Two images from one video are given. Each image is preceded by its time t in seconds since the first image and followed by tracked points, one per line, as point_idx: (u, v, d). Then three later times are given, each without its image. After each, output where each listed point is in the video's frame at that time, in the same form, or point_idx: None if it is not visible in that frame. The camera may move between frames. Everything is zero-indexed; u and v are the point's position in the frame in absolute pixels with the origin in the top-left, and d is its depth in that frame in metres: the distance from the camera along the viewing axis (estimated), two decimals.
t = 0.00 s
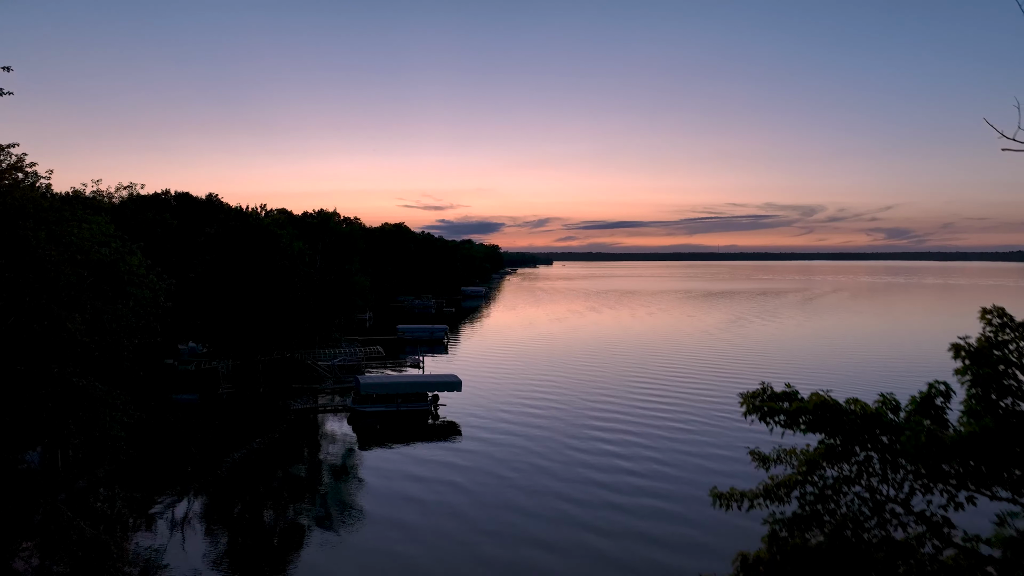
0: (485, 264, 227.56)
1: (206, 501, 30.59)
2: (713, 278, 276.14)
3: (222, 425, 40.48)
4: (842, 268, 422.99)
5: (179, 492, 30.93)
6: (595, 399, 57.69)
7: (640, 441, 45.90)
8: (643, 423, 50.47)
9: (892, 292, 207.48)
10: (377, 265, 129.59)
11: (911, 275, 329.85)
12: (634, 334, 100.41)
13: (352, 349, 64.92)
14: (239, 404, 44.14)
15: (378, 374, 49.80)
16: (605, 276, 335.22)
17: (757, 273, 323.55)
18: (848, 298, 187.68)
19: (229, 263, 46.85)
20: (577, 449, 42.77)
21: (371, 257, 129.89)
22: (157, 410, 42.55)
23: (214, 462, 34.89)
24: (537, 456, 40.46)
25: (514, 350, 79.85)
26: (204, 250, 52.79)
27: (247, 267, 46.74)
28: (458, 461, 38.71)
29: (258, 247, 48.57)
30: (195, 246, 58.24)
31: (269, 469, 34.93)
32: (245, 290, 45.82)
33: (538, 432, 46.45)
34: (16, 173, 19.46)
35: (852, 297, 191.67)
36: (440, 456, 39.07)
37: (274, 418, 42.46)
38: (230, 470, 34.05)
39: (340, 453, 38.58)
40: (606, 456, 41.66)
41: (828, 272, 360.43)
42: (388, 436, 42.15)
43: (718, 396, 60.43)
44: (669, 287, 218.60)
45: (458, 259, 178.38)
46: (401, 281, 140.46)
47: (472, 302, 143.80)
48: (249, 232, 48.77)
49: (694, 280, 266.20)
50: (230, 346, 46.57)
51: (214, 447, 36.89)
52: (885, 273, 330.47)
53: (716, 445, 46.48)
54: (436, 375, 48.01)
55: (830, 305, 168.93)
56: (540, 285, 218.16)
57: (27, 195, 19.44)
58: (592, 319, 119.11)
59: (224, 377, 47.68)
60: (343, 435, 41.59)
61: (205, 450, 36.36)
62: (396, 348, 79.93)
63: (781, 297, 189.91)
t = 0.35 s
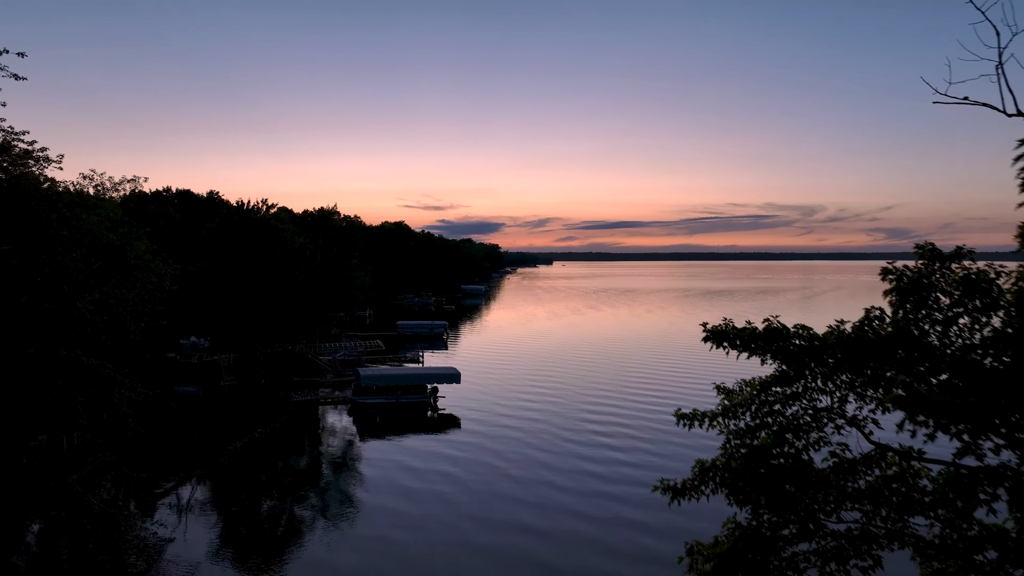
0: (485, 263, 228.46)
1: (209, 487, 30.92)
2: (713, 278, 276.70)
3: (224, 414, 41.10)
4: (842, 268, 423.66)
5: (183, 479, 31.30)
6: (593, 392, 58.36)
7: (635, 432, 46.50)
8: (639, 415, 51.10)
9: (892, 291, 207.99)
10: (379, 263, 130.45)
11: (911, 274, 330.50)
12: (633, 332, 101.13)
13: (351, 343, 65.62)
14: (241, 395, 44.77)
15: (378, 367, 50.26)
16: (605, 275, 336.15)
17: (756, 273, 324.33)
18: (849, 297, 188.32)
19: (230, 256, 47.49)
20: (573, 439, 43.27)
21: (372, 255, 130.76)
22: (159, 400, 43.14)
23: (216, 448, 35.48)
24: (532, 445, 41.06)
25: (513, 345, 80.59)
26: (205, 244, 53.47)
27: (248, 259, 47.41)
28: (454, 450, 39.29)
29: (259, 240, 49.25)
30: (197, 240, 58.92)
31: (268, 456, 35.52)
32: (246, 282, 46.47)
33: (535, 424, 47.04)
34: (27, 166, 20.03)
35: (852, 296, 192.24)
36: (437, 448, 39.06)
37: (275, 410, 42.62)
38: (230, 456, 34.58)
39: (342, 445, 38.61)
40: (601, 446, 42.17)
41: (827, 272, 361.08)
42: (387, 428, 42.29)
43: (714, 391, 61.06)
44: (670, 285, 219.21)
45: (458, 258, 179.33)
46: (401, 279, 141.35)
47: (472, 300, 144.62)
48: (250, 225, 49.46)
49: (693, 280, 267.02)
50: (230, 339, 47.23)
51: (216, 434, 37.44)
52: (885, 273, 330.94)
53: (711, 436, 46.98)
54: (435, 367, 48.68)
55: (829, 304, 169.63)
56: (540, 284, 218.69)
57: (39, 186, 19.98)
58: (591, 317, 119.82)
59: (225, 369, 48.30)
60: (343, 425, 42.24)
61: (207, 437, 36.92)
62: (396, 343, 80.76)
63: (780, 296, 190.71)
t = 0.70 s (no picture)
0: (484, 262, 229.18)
1: (214, 480, 31.00)
2: (712, 278, 277.63)
3: (226, 408, 41.68)
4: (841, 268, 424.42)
5: (187, 470, 31.75)
6: (591, 387, 59.05)
7: (631, 425, 47.18)
8: (635, 410, 51.79)
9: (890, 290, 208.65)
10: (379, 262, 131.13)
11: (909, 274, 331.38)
12: (631, 330, 101.83)
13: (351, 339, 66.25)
14: (243, 391, 45.36)
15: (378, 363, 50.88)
16: (604, 274, 336.87)
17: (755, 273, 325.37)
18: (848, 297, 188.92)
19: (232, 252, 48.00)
20: (570, 433, 43.92)
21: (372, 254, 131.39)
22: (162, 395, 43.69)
23: (219, 440, 36.02)
24: (530, 438, 41.73)
25: (512, 343, 81.31)
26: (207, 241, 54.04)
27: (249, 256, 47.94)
28: (453, 443, 39.95)
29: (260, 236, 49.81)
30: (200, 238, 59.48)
31: (270, 448, 36.10)
32: (247, 279, 47.02)
33: (533, 418, 47.70)
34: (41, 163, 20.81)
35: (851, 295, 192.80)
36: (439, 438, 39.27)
37: (276, 405, 43.12)
38: (233, 449, 35.10)
39: (342, 442, 38.54)
40: (597, 440, 42.84)
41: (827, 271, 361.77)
42: (386, 423, 42.63)
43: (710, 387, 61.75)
44: (669, 284, 219.91)
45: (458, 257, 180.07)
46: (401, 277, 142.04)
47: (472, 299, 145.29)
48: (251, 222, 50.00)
49: (693, 279, 267.75)
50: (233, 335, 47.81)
51: (218, 427, 38.00)
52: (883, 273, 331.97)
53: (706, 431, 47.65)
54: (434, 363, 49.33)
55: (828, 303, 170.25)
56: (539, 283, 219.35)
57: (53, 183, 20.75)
58: (590, 315, 120.55)
59: (227, 364, 48.89)
60: (343, 419, 42.82)
61: (209, 430, 37.44)
62: (396, 340, 81.44)
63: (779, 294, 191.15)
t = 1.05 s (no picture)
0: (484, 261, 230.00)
1: (217, 472, 31.01)
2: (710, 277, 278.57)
3: (228, 403, 42.15)
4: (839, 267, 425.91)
5: (191, 462, 32.05)
6: (588, 382, 59.65)
7: (627, 421, 47.79)
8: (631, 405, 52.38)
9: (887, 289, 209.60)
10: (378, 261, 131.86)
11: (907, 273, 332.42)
12: (630, 328, 102.57)
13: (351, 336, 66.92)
14: (244, 386, 45.89)
15: (378, 359, 51.47)
16: (602, 273, 337.84)
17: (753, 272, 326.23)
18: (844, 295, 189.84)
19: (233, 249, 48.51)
20: (567, 427, 44.50)
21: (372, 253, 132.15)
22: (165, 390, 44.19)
23: (221, 434, 36.45)
24: (527, 432, 42.28)
25: (511, 340, 82.04)
26: (210, 239, 54.62)
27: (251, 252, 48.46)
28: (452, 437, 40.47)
29: (261, 233, 50.37)
30: (202, 236, 60.02)
31: (272, 441, 36.56)
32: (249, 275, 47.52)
33: (531, 414, 48.28)
34: (52, 158, 21.31)
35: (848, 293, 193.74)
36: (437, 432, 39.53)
37: (277, 401, 43.49)
38: (235, 442, 35.49)
39: (342, 437, 38.42)
40: (593, 434, 43.40)
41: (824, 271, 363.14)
42: (385, 418, 42.95)
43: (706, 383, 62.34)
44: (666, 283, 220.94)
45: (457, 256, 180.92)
46: (401, 276, 142.79)
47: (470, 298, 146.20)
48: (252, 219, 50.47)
49: (690, 279, 268.90)
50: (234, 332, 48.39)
51: (220, 421, 38.48)
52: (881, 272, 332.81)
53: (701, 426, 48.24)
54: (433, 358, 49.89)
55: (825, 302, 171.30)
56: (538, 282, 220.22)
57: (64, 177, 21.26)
58: (588, 314, 121.28)
59: (229, 360, 49.44)
60: (343, 413, 43.27)
61: (211, 424, 37.89)
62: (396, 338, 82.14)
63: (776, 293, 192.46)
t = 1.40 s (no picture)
0: (483, 261, 229.97)
1: (217, 468, 31.12)
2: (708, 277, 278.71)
3: (229, 399, 42.32)
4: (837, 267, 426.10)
5: (192, 457, 32.13)
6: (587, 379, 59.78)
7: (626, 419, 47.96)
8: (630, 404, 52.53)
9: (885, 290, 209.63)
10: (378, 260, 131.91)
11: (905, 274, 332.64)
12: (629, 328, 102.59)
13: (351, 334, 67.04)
14: (245, 383, 46.07)
15: (377, 356, 51.63)
16: (601, 273, 337.87)
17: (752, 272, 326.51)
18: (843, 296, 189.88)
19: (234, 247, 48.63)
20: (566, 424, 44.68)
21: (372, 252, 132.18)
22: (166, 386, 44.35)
23: (222, 429, 36.62)
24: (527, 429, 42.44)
25: (510, 339, 82.12)
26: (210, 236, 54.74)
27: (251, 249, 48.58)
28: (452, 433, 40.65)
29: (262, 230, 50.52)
30: (203, 234, 60.16)
31: (273, 437, 36.74)
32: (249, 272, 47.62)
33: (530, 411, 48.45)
34: (57, 152, 21.42)
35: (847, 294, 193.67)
36: (437, 427, 39.60)
37: (277, 398, 43.66)
38: (236, 438, 35.66)
39: (343, 433, 38.53)
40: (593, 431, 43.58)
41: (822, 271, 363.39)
42: (385, 414, 43.08)
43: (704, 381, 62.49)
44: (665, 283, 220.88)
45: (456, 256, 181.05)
46: (400, 276, 142.85)
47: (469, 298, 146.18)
48: (253, 217, 50.60)
49: (688, 279, 268.97)
50: (235, 329, 48.55)
51: (221, 417, 38.65)
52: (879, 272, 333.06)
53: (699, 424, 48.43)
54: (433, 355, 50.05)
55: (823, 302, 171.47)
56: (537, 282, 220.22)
57: (68, 171, 21.37)
58: (587, 313, 121.43)
59: (230, 356, 49.59)
60: (344, 410, 43.47)
61: (212, 419, 38.08)
62: (395, 336, 82.22)
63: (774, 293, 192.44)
